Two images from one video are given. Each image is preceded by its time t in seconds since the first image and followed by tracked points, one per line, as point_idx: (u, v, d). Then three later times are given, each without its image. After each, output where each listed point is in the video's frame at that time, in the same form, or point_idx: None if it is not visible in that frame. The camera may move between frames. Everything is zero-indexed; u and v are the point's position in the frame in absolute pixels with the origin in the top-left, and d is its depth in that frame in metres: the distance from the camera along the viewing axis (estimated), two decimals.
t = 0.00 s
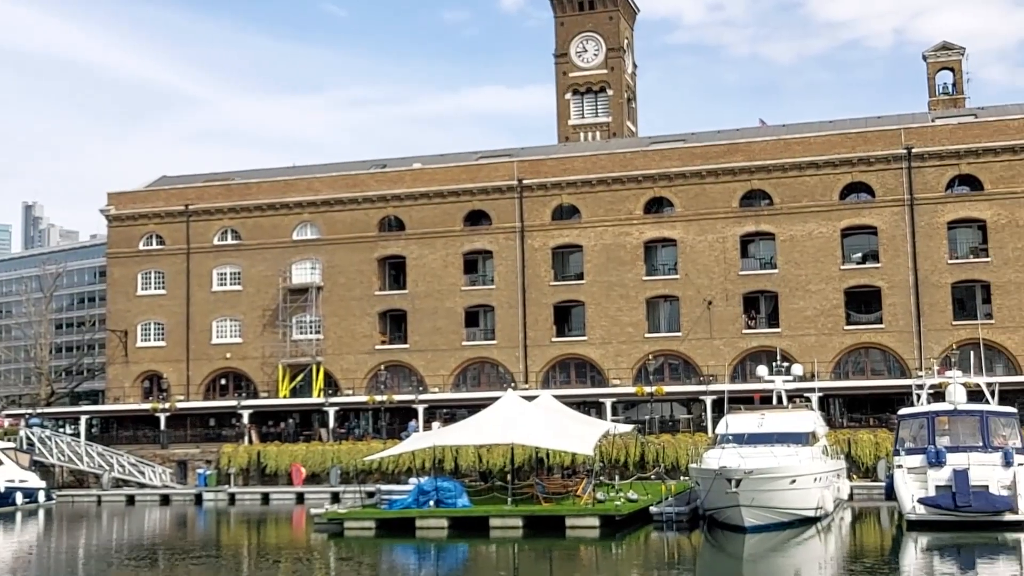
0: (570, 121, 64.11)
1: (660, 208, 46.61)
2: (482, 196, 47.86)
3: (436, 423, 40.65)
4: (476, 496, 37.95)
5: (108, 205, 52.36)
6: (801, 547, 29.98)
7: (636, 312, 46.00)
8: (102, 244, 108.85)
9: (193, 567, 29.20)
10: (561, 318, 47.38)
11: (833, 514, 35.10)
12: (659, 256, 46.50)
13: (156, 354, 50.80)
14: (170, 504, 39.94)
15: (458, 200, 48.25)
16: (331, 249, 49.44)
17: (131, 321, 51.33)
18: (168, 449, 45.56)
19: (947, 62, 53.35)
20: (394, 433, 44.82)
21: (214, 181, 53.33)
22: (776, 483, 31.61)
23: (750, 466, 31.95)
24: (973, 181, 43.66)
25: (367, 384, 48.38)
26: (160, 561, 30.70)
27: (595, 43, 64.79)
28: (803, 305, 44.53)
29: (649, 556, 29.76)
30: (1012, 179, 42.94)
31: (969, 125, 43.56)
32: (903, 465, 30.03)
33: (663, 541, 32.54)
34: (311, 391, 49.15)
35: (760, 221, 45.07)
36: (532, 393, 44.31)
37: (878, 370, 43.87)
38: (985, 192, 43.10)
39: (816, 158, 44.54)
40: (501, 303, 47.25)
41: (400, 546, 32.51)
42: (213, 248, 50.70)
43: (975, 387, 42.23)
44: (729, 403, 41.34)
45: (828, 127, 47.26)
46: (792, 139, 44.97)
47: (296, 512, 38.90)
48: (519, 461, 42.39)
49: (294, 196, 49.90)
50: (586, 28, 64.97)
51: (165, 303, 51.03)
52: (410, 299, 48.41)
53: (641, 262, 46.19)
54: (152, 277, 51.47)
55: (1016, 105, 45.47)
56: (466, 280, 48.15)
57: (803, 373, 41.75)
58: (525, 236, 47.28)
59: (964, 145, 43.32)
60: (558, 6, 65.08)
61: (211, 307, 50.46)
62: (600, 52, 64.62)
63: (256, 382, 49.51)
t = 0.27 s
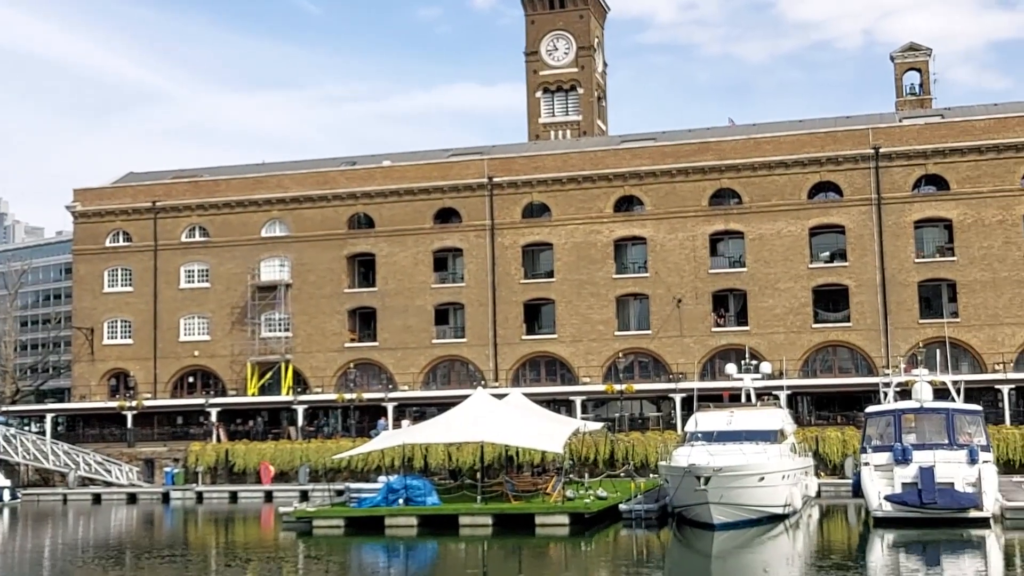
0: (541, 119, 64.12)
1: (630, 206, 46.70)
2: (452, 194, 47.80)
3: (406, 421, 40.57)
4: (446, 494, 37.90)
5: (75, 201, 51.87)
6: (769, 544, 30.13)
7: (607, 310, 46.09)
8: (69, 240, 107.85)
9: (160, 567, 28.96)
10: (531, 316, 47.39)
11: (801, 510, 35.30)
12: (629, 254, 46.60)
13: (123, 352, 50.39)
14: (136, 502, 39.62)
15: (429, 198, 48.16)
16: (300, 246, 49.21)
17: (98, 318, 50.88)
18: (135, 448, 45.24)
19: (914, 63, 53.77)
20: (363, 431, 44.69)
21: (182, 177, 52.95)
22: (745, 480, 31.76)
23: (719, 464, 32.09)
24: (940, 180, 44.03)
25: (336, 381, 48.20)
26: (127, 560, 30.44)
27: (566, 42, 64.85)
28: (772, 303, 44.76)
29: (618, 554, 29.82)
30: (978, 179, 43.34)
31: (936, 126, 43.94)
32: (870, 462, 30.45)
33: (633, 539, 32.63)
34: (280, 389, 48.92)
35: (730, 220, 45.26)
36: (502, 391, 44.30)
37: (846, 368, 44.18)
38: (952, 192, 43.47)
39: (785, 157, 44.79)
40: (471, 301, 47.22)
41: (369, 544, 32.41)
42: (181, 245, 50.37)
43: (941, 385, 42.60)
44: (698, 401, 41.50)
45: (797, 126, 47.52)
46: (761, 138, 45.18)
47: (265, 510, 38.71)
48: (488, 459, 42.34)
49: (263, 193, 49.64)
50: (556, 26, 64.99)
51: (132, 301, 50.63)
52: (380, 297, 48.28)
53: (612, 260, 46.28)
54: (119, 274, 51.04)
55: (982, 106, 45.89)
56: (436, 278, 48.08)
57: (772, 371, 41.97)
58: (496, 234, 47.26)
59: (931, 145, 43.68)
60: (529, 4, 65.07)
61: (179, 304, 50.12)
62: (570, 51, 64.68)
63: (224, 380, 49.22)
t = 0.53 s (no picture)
0: (524, 118, 64.10)
1: (614, 205, 46.73)
2: (436, 192, 47.73)
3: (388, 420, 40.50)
4: (428, 493, 37.86)
5: (55, 199, 51.56)
6: (749, 544, 30.16)
7: (590, 309, 46.12)
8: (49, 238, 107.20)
9: (141, 567, 28.81)
10: (514, 315, 47.38)
11: (782, 510, 35.39)
12: (612, 253, 46.62)
13: (104, 351, 50.12)
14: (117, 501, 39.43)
15: (412, 196, 48.07)
16: (282, 245, 49.06)
17: (78, 316, 50.59)
18: (116, 447, 45.01)
19: (896, 63, 53.99)
20: (345, 430, 44.59)
21: (163, 175, 52.71)
22: (727, 480, 31.85)
23: (702, 463, 32.14)
24: (922, 181, 44.21)
25: (318, 380, 48.08)
26: (107, 559, 30.29)
27: (549, 41, 64.85)
28: (754, 303, 44.86)
29: (600, 553, 29.87)
30: (959, 179, 43.54)
31: (918, 126, 44.13)
32: (851, 461, 30.58)
33: (615, 538, 32.66)
34: (262, 387, 48.77)
35: (712, 219, 45.35)
36: (484, 390, 44.25)
37: (828, 368, 44.31)
38: (933, 192, 43.67)
39: (767, 157, 44.90)
40: (454, 299, 47.17)
41: (351, 544, 32.28)
42: (163, 243, 50.14)
43: (922, 385, 42.78)
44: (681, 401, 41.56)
45: (779, 126, 47.64)
46: (744, 138, 45.28)
47: (246, 510, 38.56)
48: (471, 458, 42.29)
49: (245, 191, 49.47)
50: (540, 25, 64.97)
51: (113, 299, 50.37)
52: (363, 295, 48.18)
53: (595, 259, 46.31)
54: (100, 272, 50.76)
55: (963, 107, 46.11)
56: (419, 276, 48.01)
57: (754, 370, 42.07)
58: (479, 233, 47.22)
59: (913, 146, 43.86)
60: (513, 3, 65.04)
61: (160, 302, 49.91)
62: (554, 50, 64.68)
63: (205, 378, 49.03)
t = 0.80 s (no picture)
0: (512, 117, 64.12)
1: (601, 204, 46.77)
2: (423, 191, 47.70)
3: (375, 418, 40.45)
4: (414, 491, 37.83)
5: (41, 196, 51.35)
6: (735, 542, 30.21)
7: (577, 308, 46.16)
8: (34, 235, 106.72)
9: (126, 565, 28.70)
10: (501, 313, 47.38)
11: (768, 508, 35.48)
12: (599, 252, 46.67)
13: (89, 348, 49.95)
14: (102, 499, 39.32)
15: (399, 194, 48.03)
16: (269, 242, 48.97)
17: (64, 314, 50.41)
18: (101, 445, 44.87)
19: (883, 64, 54.18)
20: (331, 428, 44.53)
21: (150, 172, 52.56)
22: (713, 478, 31.92)
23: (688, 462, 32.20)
24: (907, 181, 44.38)
25: (305, 378, 48.00)
26: (92, 557, 30.17)
27: (537, 40, 64.87)
28: (741, 302, 44.96)
29: (587, 551, 29.89)
30: (944, 179, 43.72)
31: (904, 126, 44.30)
32: (837, 460, 30.66)
33: (601, 536, 32.71)
34: (248, 385, 48.67)
35: (699, 218, 45.43)
36: (471, 389, 44.24)
37: (814, 367, 44.43)
38: (919, 192, 43.83)
39: (754, 157, 45.00)
40: (441, 298, 47.15)
41: (337, 542, 32.23)
42: (149, 241, 49.99)
43: (907, 384, 42.94)
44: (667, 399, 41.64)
45: (766, 125, 47.76)
46: (731, 137, 45.39)
47: (232, 508, 38.48)
48: (457, 456, 42.27)
49: (232, 189, 49.36)
50: (528, 24, 65.00)
51: (99, 296, 50.20)
52: (349, 293, 48.12)
53: (582, 258, 46.34)
54: (86, 269, 50.58)
55: (949, 107, 46.29)
56: (406, 274, 47.98)
57: (740, 369, 42.16)
58: (466, 231, 47.21)
59: (899, 146, 44.01)
60: (501, 1, 65.05)
61: (146, 300, 49.77)
62: (542, 48, 64.71)
63: (191, 376, 48.92)
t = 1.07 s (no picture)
0: (501, 116, 64.12)
1: (590, 204, 46.80)
2: (412, 190, 47.68)
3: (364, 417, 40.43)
4: (403, 491, 37.82)
5: (29, 194, 51.20)
6: (723, 542, 30.26)
7: (566, 307, 46.19)
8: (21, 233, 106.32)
9: (113, 564, 28.64)
10: (490, 313, 47.38)
11: (756, 508, 35.53)
12: (589, 252, 46.70)
13: (78, 347, 49.81)
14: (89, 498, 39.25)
15: (389, 193, 48.00)
16: (258, 241, 48.91)
17: (52, 312, 50.26)
18: (89, 443, 44.77)
19: (872, 64, 54.32)
20: (320, 427, 44.49)
21: (138, 171, 52.44)
22: (702, 478, 31.97)
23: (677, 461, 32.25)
24: (896, 181, 44.50)
25: (294, 377, 47.95)
26: (79, 557, 30.09)
27: (527, 39, 64.87)
28: (730, 302, 45.03)
29: (575, 551, 29.92)
30: (933, 180, 43.85)
31: (893, 127, 44.42)
32: (824, 460, 30.73)
33: (589, 535, 32.75)
34: (237, 384, 48.61)
35: (689, 218, 45.50)
36: (460, 388, 44.23)
37: (802, 367, 44.52)
38: (907, 193, 43.96)
39: (744, 157, 45.09)
40: (430, 297, 47.14)
41: (326, 541, 32.20)
42: (137, 239, 49.88)
43: (895, 384, 43.06)
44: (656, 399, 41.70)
45: (755, 126, 47.84)
46: (720, 137, 45.47)
47: (220, 507, 38.43)
48: (446, 456, 42.25)
49: (221, 187, 49.28)
50: (518, 24, 65.01)
51: (87, 295, 50.07)
52: (339, 293, 48.08)
53: (571, 257, 46.38)
54: (74, 268, 50.44)
55: (938, 108, 46.43)
56: (395, 274, 47.96)
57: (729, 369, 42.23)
58: (456, 231, 47.21)
59: (888, 146, 44.13)
60: (491, 1, 65.05)
61: (135, 299, 49.66)
62: (531, 48, 64.70)
63: (180, 375, 48.83)
